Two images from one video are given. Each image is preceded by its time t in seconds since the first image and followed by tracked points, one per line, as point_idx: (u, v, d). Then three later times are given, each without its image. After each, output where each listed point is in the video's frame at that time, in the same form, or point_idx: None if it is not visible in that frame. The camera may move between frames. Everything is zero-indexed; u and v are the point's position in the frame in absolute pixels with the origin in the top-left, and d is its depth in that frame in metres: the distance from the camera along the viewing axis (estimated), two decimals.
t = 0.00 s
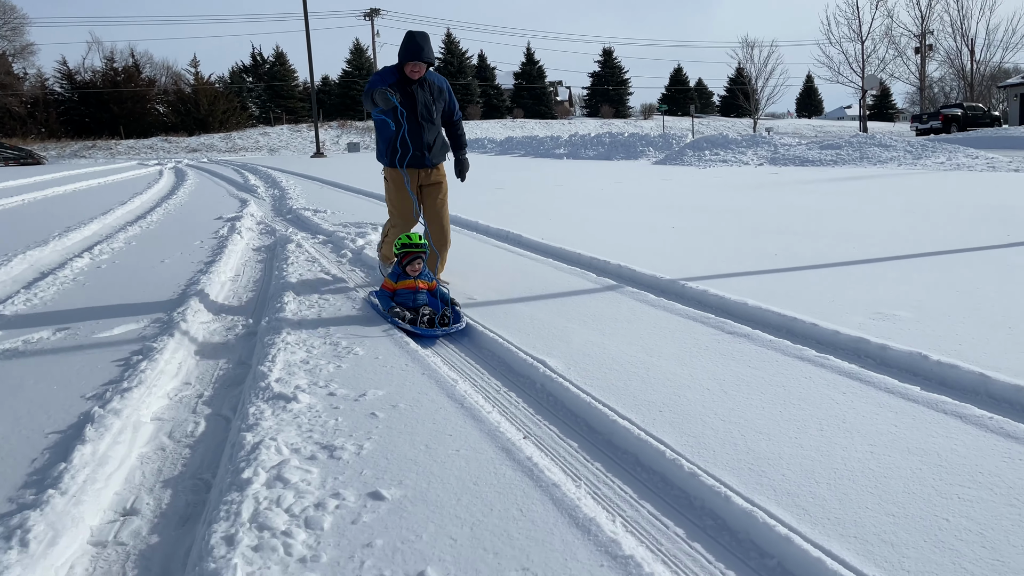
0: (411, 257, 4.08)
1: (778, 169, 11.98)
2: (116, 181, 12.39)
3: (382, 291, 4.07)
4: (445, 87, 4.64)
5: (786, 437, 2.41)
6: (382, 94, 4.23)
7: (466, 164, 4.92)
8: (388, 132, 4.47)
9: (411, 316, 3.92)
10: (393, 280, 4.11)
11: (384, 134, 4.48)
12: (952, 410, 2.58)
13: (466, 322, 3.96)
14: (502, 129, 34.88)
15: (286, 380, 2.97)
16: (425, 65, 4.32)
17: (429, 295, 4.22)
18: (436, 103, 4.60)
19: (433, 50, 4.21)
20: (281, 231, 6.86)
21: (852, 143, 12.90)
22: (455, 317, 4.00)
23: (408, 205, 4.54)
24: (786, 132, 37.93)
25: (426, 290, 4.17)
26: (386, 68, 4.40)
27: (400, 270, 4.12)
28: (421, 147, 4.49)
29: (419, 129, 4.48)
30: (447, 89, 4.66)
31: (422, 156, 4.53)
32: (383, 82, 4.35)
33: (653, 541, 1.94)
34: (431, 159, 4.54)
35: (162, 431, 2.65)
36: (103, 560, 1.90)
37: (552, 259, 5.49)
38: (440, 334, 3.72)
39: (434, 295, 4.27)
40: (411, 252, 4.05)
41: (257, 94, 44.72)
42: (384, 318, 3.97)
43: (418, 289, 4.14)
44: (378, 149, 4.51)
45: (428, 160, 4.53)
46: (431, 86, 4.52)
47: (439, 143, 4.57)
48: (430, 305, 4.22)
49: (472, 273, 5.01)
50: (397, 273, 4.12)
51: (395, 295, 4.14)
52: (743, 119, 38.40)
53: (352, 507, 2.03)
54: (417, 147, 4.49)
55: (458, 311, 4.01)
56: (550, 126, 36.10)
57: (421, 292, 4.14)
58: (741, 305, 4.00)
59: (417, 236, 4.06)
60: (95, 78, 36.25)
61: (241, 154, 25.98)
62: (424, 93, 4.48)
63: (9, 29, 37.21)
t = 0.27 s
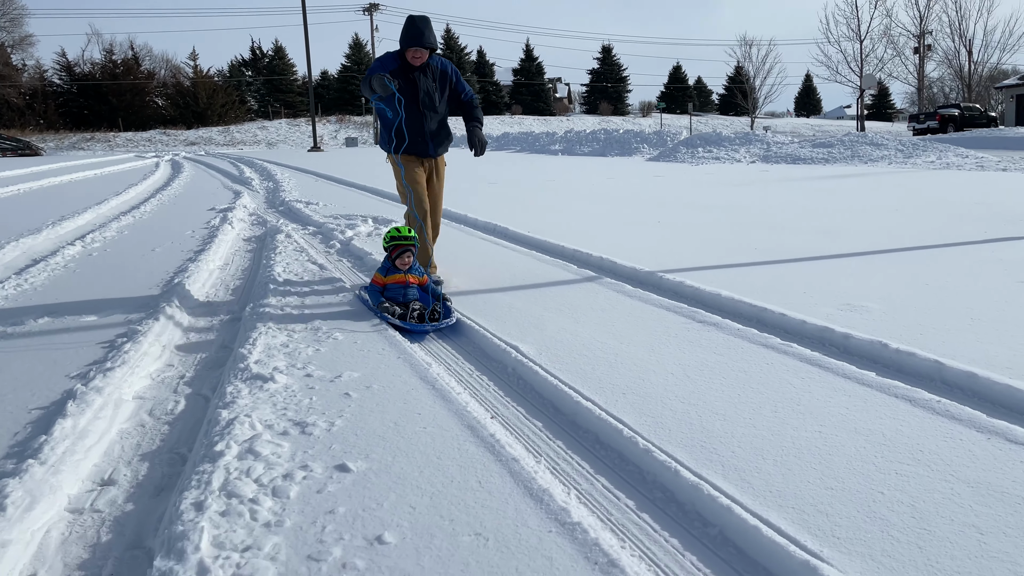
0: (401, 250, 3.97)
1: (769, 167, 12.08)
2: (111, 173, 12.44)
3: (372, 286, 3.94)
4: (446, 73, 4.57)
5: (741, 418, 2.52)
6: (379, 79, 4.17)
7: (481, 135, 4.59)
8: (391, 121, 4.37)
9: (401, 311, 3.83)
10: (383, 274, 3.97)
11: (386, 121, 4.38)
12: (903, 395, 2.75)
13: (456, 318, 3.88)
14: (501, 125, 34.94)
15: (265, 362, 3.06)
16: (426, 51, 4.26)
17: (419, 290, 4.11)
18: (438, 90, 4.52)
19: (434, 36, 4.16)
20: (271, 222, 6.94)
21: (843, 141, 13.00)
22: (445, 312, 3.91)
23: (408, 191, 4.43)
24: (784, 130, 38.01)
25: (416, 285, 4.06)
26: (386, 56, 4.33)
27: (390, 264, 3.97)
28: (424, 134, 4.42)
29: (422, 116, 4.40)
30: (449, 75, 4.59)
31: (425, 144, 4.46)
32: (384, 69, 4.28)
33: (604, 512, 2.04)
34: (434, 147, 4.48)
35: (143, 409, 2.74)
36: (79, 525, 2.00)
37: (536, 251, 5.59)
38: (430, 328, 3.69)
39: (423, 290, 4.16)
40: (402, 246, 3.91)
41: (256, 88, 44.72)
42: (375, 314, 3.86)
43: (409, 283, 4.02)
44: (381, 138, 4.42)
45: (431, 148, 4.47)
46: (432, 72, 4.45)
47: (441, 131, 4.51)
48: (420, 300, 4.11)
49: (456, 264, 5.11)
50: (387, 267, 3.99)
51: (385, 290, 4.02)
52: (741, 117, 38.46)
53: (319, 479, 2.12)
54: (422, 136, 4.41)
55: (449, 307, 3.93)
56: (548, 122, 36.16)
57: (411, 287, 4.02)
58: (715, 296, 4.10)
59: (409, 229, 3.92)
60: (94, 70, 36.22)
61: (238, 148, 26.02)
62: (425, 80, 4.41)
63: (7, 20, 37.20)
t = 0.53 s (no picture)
0: (395, 251, 3.91)
1: (766, 169, 12.10)
2: (109, 168, 12.47)
3: (365, 287, 3.86)
4: (458, 71, 4.24)
5: (714, 414, 2.57)
6: (379, 69, 3.89)
7: (489, 151, 4.41)
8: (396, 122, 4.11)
9: (395, 314, 3.67)
10: (377, 276, 3.90)
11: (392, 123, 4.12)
12: (878, 393, 2.79)
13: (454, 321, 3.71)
14: (501, 125, 34.96)
15: (247, 355, 3.09)
16: (433, 48, 3.95)
17: (416, 293, 4.00)
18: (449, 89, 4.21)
19: (441, 32, 3.85)
20: (265, 218, 6.97)
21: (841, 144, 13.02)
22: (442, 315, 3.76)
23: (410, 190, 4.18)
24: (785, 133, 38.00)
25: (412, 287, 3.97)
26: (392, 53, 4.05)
27: (383, 266, 3.91)
28: (431, 137, 4.12)
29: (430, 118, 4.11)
30: (461, 74, 4.26)
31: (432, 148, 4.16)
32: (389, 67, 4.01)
33: (572, 505, 2.06)
34: (443, 150, 4.17)
35: (124, 400, 2.76)
36: (52, 512, 2.02)
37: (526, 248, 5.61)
38: (425, 333, 3.51)
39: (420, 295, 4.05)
40: (394, 244, 3.85)
41: (257, 86, 44.75)
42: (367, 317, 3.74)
43: (404, 286, 3.92)
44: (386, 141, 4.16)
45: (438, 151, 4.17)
46: (442, 71, 4.14)
47: (452, 133, 4.20)
48: (416, 304, 3.99)
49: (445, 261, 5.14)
50: (381, 269, 3.92)
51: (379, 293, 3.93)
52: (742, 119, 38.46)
53: (291, 468, 2.14)
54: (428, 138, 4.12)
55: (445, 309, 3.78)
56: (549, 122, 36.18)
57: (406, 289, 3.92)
58: (700, 295, 4.13)
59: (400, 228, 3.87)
60: (95, 66, 36.25)
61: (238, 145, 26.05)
62: (434, 79, 4.11)
63: (8, 15, 37.27)
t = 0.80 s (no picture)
0: (392, 251, 3.74)
1: (766, 174, 12.06)
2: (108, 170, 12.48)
3: (361, 289, 3.69)
4: (473, 61, 4.05)
5: (701, 409, 2.52)
6: (386, 55, 3.69)
7: (485, 150, 4.25)
8: (405, 113, 3.92)
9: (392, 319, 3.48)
10: (373, 278, 3.73)
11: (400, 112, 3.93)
12: (870, 390, 2.74)
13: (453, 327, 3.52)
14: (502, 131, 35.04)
15: (229, 349, 3.04)
16: (449, 35, 3.77)
17: (414, 296, 3.83)
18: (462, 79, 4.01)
19: (456, 19, 3.67)
20: (259, 218, 6.94)
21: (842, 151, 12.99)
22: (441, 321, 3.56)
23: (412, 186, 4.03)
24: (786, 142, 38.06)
25: (410, 290, 3.82)
26: (405, 40, 3.87)
27: (380, 266, 3.74)
28: (441, 128, 3.93)
29: (441, 108, 3.91)
30: (476, 64, 4.07)
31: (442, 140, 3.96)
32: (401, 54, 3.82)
33: (553, 499, 2.01)
34: (453, 142, 3.98)
35: (102, 392, 2.71)
36: (17, 503, 1.97)
37: (521, 248, 5.57)
38: (424, 338, 3.30)
39: (419, 298, 3.88)
40: (391, 243, 3.68)
41: (260, 91, 44.96)
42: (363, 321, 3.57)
43: (401, 288, 3.75)
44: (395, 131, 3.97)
45: (448, 144, 3.97)
46: (456, 60, 3.95)
47: (463, 125, 4.01)
48: (414, 307, 3.83)
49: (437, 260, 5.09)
50: (378, 270, 3.75)
51: (375, 295, 3.76)
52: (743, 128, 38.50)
53: (264, 459, 2.08)
54: (438, 130, 3.92)
55: (444, 314, 3.58)
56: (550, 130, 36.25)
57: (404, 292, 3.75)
58: (693, 294, 4.07)
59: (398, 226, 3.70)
60: (99, 70, 36.43)
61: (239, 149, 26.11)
62: (447, 68, 3.92)
63: (13, 19, 37.53)
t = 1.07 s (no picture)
0: (384, 278, 3.49)
1: (755, 208, 12.17)
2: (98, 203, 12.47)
3: (350, 319, 3.45)
4: (483, 85, 3.81)
5: (685, 430, 2.47)
6: (390, 75, 3.50)
7: (517, 177, 4.00)
8: (412, 139, 3.66)
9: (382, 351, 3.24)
10: (363, 306, 3.48)
11: (408, 139, 3.68)
12: (857, 411, 2.69)
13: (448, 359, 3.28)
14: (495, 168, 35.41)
15: (204, 372, 2.97)
16: (458, 58, 3.55)
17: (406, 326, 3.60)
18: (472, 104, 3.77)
19: (466, 41, 3.44)
20: (246, 247, 6.91)
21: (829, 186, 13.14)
22: (434, 354, 3.33)
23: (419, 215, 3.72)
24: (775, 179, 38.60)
25: (402, 319, 3.56)
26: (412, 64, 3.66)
27: (371, 295, 3.50)
28: (451, 155, 3.67)
29: (451, 135, 3.68)
30: (487, 88, 3.83)
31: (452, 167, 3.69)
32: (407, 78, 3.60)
33: (530, 520, 1.93)
34: (464, 170, 3.71)
35: (70, 415, 2.63)
36: None
37: (509, 276, 5.54)
38: (415, 373, 3.07)
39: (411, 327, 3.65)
40: (382, 270, 3.43)
41: (255, 128, 45.44)
42: (351, 354, 3.33)
43: (392, 318, 3.52)
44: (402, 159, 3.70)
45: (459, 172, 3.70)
46: (466, 83, 3.71)
47: (475, 151, 3.75)
48: (406, 337, 3.60)
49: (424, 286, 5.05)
50: (368, 298, 3.52)
51: (365, 324, 3.53)
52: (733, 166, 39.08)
53: (230, 480, 2.00)
54: (449, 157, 3.66)
55: (438, 347, 3.34)
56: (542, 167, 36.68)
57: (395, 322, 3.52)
58: (680, 319, 4.04)
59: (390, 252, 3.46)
60: (95, 107, 36.77)
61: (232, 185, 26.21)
62: (457, 91, 3.68)
63: (12, 57, 38.00)
